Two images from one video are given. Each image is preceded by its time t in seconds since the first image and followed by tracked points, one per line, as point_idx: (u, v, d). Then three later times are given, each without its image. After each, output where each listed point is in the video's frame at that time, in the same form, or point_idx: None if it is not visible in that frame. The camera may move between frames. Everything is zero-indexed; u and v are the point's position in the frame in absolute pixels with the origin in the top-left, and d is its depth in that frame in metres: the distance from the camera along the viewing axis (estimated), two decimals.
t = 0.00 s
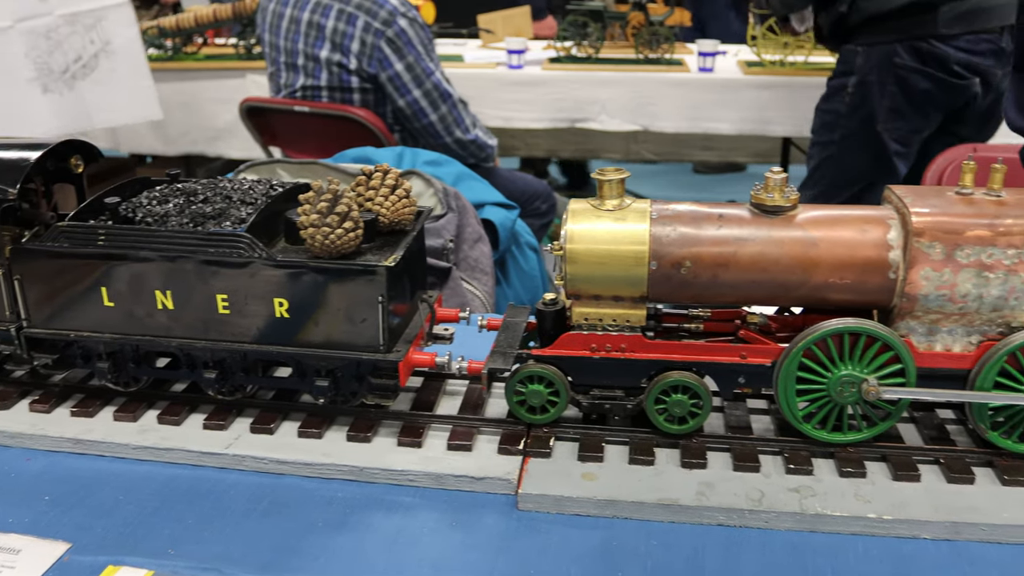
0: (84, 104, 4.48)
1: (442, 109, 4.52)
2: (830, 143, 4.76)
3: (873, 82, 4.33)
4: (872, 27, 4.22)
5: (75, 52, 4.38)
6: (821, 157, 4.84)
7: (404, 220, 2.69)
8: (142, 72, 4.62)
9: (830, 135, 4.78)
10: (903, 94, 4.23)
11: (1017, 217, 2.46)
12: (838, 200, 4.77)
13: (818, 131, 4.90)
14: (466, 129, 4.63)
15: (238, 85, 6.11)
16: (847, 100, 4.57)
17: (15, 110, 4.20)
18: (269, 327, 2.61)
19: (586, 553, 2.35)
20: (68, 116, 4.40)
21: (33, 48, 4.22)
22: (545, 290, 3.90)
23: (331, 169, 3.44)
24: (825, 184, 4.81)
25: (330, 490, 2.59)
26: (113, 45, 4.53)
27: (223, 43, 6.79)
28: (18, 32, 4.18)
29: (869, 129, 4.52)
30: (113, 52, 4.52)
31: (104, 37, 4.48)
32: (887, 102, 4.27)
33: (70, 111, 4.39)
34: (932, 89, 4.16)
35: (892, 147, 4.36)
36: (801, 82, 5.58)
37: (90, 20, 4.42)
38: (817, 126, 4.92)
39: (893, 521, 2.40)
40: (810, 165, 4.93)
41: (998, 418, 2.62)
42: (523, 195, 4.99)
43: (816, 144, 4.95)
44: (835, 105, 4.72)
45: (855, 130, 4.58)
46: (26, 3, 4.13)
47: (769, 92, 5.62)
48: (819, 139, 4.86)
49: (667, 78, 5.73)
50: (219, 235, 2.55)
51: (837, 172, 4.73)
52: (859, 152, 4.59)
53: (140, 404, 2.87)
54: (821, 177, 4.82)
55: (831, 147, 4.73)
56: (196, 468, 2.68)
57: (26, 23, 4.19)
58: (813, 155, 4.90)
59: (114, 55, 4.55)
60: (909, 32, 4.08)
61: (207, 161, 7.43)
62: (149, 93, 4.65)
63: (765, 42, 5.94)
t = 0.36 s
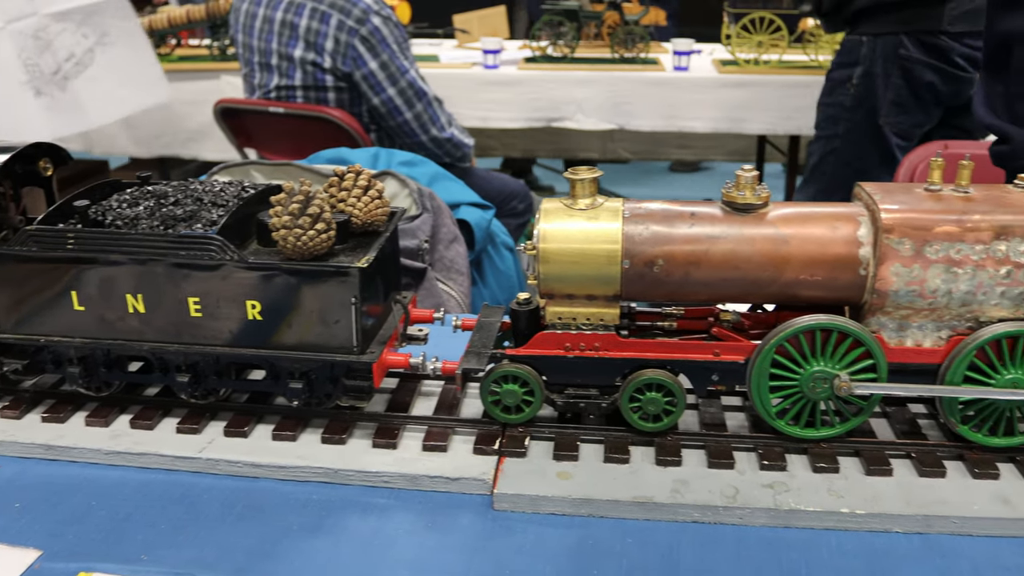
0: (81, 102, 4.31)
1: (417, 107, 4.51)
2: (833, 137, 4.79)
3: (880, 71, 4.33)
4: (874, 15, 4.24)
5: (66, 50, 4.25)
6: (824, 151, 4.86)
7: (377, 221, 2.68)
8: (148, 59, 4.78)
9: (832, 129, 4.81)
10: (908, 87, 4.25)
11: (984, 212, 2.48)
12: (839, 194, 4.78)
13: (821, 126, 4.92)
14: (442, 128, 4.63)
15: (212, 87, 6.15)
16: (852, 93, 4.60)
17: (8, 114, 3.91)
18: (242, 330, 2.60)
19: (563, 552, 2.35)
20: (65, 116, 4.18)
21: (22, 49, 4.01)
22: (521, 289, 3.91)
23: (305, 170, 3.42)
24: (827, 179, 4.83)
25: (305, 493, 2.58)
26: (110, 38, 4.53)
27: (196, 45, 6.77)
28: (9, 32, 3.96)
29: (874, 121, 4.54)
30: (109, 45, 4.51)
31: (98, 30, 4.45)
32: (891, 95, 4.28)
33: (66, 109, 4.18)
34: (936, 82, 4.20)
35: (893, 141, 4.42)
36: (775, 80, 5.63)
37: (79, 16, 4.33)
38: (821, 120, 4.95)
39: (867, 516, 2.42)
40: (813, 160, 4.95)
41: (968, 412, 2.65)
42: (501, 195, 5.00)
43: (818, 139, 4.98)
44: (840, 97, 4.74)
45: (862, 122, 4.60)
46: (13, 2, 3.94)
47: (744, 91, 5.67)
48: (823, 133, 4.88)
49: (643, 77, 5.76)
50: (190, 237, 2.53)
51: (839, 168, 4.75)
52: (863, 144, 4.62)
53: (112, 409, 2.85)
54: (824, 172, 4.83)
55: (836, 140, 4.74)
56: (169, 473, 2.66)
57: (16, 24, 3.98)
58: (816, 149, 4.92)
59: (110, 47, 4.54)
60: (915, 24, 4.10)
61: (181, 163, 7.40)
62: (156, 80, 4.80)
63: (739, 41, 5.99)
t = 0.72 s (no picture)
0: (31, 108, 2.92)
1: (402, 107, 4.51)
2: (806, 139, 4.70)
3: (850, 75, 4.34)
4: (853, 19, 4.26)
5: (22, 54, 2.88)
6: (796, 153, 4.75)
7: (362, 221, 2.68)
8: (105, 61, 3.10)
9: (805, 132, 4.71)
10: (878, 90, 4.30)
11: (967, 210, 2.50)
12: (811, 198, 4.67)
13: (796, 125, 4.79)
14: (428, 128, 4.63)
15: (197, 88, 6.15)
16: (825, 94, 4.56)
17: None
18: (227, 332, 2.59)
19: (550, 552, 2.35)
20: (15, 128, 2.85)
21: None
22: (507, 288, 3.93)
23: (291, 171, 3.41)
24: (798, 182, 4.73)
25: (291, 494, 2.57)
26: (69, 42, 3.02)
27: (181, 46, 6.76)
28: None
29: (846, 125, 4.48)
30: (69, 52, 3.00)
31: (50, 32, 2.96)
32: (863, 99, 4.32)
33: None
34: (908, 87, 4.29)
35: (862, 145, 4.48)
36: (760, 79, 5.66)
37: (36, 15, 2.92)
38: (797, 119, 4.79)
39: (852, 513, 2.43)
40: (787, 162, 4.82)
41: (952, 409, 2.66)
42: (488, 196, 5.01)
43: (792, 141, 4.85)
44: (811, 99, 4.67)
45: (835, 125, 4.56)
46: None
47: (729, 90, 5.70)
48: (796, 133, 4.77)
49: (629, 77, 5.78)
50: (173, 238, 2.51)
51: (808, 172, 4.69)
52: (836, 149, 4.58)
53: (96, 412, 2.83)
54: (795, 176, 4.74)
55: (808, 143, 4.68)
56: (155, 476, 2.65)
57: None
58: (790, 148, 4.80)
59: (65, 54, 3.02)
60: (889, 32, 4.16)
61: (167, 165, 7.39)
62: (115, 86, 3.14)
63: (724, 41, 6.00)
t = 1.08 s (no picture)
0: None
1: (385, 106, 4.53)
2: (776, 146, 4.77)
3: (819, 83, 4.43)
4: (824, 30, 4.22)
5: None
6: (766, 156, 4.85)
7: (345, 222, 2.67)
8: (59, 72, 3.26)
9: (774, 135, 4.77)
10: (848, 98, 4.38)
11: (947, 207, 2.51)
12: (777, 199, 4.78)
13: (765, 130, 4.86)
14: (411, 126, 4.67)
15: (180, 88, 6.13)
16: (794, 100, 4.60)
17: None
18: (209, 333, 2.58)
19: (534, 552, 2.35)
20: None
21: None
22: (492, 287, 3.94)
23: (274, 171, 3.41)
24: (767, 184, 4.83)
25: (275, 496, 2.56)
26: (25, 49, 3.17)
27: (164, 46, 6.75)
28: None
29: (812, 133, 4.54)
30: (24, 59, 3.15)
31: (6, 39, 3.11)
32: (831, 107, 4.40)
33: None
34: (877, 95, 4.33)
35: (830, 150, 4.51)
36: (743, 78, 5.68)
37: None
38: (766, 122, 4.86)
39: (835, 509, 2.45)
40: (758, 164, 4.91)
41: (934, 405, 2.67)
42: (473, 197, 5.01)
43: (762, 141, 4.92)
44: (778, 104, 4.70)
45: (803, 128, 4.61)
46: None
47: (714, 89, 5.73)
48: (765, 138, 4.85)
49: (612, 76, 5.80)
50: (154, 240, 2.50)
51: (775, 175, 4.79)
52: (803, 153, 4.64)
53: (78, 415, 2.81)
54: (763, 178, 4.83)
55: (777, 148, 4.75)
56: (138, 479, 2.64)
57: None
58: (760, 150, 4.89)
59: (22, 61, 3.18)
60: (860, 42, 4.15)
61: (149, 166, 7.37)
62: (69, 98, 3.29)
63: (708, 40, 6.02)
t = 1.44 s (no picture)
0: None
1: (376, 106, 4.52)
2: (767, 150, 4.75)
3: (809, 84, 4.38)
4: (811, 29, 4.22)
5: None
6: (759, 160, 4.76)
7: (331, 223, 2.67)
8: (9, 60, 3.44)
9: (768, 138, 4.68)
10: (839, 96, 4.35)
11: (930, 205, 2.52)
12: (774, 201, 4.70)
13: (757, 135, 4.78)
14: (402, 123, 4.66)
15: (166, 89, 6.11)
16: (784, 102, 4.50)
17: None
18: (195, 335, 2.57)
19: (522, 551, 2.36)
20: None
21: None
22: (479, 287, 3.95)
23: (260, 172, 3.40)
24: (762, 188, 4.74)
25: (262, 498, 2.56)
26: None
27: (150, 47, 6.74)
28: None
29: (805, 135, 4.48)
30: None
31: None
32: (825, 107, 4.36)
33: None
34: (871, 90, 4.33)
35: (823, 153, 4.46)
36: (730, 77, 5.70)
37: None
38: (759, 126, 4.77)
39: (821, 507, 2.46)
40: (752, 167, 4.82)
41: (918, 403, 2.69)
42: (461, 197, 5.01)
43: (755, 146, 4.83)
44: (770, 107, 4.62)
45: (795, 132, 4.52)
46: None
47: (701, 88, 5.74)
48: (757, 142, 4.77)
49: (600, 76, 5.80)
50: (139, 241, 2.49)
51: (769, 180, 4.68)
52: (793, 161, 4.55)
53: (63, 418, 2.80)
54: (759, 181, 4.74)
55: (771, 151, 4.65)
56: (123, 481, 2.63)
57: None
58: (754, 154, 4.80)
59: None
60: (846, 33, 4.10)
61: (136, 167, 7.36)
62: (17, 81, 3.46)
63: (695, 39, 6.04)
